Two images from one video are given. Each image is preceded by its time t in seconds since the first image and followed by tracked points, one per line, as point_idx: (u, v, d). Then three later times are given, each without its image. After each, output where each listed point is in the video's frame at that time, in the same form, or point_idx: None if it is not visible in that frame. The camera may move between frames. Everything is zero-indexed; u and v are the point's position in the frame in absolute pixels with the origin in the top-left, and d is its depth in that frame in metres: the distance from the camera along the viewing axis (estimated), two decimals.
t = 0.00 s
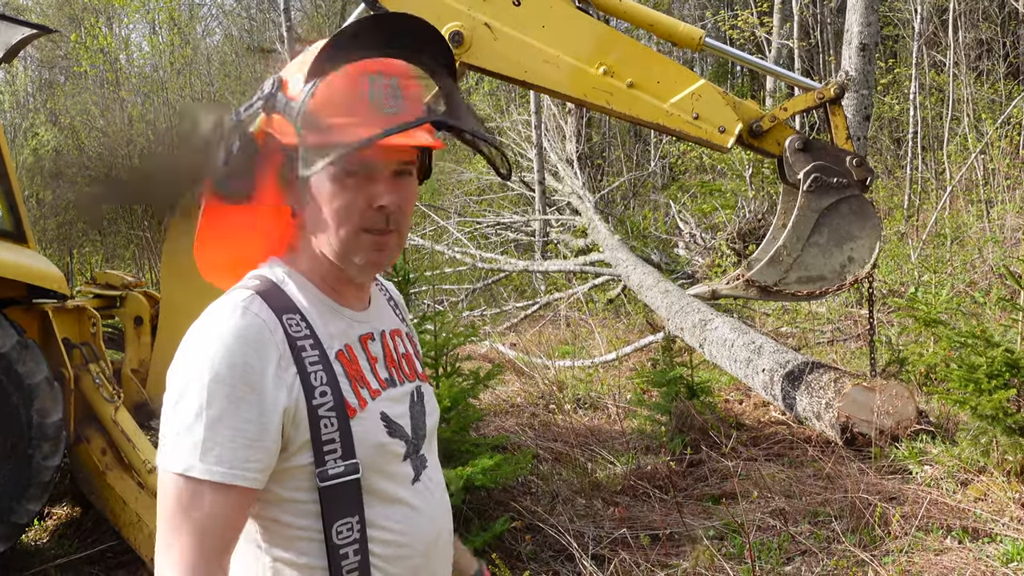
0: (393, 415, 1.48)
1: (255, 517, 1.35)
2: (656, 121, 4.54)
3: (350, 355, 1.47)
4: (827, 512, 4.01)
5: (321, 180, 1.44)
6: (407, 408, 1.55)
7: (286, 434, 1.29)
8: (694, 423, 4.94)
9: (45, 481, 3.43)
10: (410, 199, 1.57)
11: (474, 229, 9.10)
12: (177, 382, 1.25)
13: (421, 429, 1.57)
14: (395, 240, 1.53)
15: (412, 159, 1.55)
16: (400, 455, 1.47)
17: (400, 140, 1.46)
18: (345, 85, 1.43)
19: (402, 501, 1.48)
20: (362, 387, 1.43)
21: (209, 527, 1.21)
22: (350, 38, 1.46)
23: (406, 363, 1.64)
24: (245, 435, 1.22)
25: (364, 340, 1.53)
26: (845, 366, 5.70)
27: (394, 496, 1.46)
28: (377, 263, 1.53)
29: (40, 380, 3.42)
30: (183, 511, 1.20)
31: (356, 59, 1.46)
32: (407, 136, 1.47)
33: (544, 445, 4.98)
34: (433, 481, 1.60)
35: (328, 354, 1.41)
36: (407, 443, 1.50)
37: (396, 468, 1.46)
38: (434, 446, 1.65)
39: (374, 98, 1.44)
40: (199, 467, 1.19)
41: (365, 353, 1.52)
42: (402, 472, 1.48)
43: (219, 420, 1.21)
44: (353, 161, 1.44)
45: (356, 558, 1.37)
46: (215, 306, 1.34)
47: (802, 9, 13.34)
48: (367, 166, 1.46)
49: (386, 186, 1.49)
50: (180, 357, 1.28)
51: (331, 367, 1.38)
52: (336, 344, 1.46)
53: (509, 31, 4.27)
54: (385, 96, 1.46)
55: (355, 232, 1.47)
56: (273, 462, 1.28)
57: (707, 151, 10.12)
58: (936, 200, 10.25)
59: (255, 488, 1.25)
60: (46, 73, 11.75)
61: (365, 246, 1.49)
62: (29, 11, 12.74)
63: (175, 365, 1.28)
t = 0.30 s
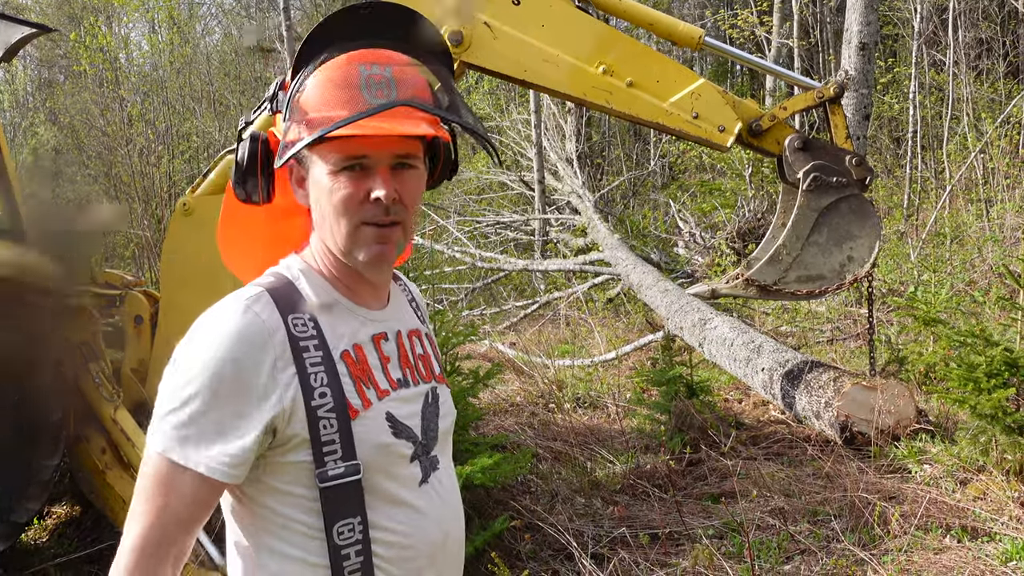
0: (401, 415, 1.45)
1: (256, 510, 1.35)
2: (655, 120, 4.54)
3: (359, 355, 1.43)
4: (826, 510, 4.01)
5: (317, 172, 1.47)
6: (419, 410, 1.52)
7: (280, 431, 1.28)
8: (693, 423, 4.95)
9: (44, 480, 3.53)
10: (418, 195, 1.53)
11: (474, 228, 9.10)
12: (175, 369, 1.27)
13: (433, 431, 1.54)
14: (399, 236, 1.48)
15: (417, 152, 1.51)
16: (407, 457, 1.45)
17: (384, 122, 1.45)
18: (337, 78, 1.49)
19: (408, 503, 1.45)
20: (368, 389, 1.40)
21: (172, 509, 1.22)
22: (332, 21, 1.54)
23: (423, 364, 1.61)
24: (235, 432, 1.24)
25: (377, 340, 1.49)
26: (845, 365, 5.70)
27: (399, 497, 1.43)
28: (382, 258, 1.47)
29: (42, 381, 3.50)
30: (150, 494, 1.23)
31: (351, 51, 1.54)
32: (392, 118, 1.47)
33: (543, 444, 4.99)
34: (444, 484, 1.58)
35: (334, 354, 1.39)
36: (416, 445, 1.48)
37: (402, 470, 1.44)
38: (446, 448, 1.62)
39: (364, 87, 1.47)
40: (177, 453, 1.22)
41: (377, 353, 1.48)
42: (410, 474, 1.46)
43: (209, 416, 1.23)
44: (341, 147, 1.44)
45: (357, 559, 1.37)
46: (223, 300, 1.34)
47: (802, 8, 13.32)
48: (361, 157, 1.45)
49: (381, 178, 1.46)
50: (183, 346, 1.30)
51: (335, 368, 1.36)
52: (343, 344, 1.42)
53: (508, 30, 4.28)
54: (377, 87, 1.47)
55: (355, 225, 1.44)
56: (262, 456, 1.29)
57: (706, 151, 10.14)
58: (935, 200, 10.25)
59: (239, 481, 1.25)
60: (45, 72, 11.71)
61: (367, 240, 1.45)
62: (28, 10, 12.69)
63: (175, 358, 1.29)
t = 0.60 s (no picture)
0: (402, 419, 1.46)
1: (259, 516, 1.35)
2: (655, 120, 4.54)
3: (361, 356, 1.44)
4: (825, 510, 4.03)
5: (327, 170, 1.47)
6: (422, 414, 1.52)
7: (284, 432, 1.29)
8: (693, 423, 4.97)
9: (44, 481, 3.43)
10: (426, 197, 1.54)
11: (473, 228, 9.12)
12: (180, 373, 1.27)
13: (438, 436, 1.54)
14: (407, 237, 1.49)
15: (426, 153, 1.52)
16: (409, 461, 1.45)
17: (402, 123, 1.46)
18: (350, 76, 1.50)
19: (409, 508, 1.45)
20: (370, 391, 1.41)
21: (199, 524, 1.23)
22: (352, 16, 1.53)
23: (426, 367, 1.60)
24: (241, 434, 1.24)
25: (378, 342, 1.50)
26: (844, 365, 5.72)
27: (399, 501, 1.43)
28: (389, 260, 1.47)
29: (41, 379, 3.43)
30: (174, 504, 1.23)
31: (366, 49, 1.55)
32: (411, 119, 1.47)
33: (543, 444, 5.00)
34: (447, 491, 1.57)
35: (337, 356, 1.40)
36: (418, 449, 1.48)
37: (404, 475, 1.44)
38: (452, 454, 1.62)
39: (378, 87, 1.48)
40: (190, 460, 1.22)
41: (378, 355, 1.48)
42: (411, 479, 1.46)
43: (216, 417, 1.23)
44: (354, 146, 1.45)
45: (356, 565, 1.36)
46: (226, 301, 1.35)
47: (802, 8, 13.34)
48: (372, 158, 1.46)
49: (392, 178, 1.47)
50: (187, 349, 1.30)
51: (337, 368, 1.37)
52: (345, 344, 1.43)
53: (509, 31, 4.29)
54: (390, 87, 1.48)
55: (362, 225, 1.44)
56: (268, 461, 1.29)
57: (705, 151, 10.16)
58: (934, 200, 10.27)
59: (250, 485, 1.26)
60: (45, 72, 11.70)
61: (375, 240, 1.45)
62: (28, 10, 12.66)
63: (183, 359, 1.29)
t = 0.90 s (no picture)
0: (399, 432, 1.45)
1: (253, 532, 1.35)
2: (654, 121, 4.55)
3: (358, 366, 1.44)
4: (824, 511, 4.03)
5: (325, 172, 1.47)
6: (421, 428, 1.51)
7: (278, 441, 1.28)
8: (692, 423, 5.05)
9: (45, 481, 3.41)
10: (426, 204, 1.52)
11: (473, 228, 9.12)
12: (175, 379, 1.27)
13: (437, 449, 1.53)
14: (404, 244, 1.48)
15: (427, 158, 1.50)
16: (406, 475, 1.44)
17: (398, 125, 1.44)
18: (351, 76, 1.49)
19: (404, 524, 1.44)
20: (366, 402, 1.41)
21: (199, 534, 1.23)
22: (349, 15, 1.53)
23: (427, 378, 1.60)
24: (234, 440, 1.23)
25: (376, 352, 1.50)
26: (843, 366, 5.72)
27: (394, 516, 1.43)
28: (386, 267, 1.47)
29: (40, 378, 3.42)
30: (174, 514, 1.22)
31: (370, 49, 1.54)
32: (409, 121, 1.46)
33: (542, 444, 5.01)
34: (446, 504, 1.57)
35: (333, 364, 1.40)
36: (416, 463, 1.47)
37: (401, 489, 1.43)
38: (452, 467, 1.61)
39: (379, 88, 1.46)
40: (184, 470, 1.21)
41: (375, 364, 1.48)
42: (409, 494, 1.45)
43: (208, 423, 1.22)
44: (351, 147, 1.44)
45: None
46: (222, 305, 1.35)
47: (802, 8, 13.34)
48: (370, 160, 1.45)
49: (390, 181, 1.46)
50: (183, 353, 1.30)
51: (333, 378, 1.37)
52: (342, 353, 1.43)
53: (509, 32, 4.29)
54: (392, 89, 1.47)
55: (359, 231, 1.44)
56: (263, 471, 1.28)
57: (705, 152, 10.16)
58: (933, 201, 10.28)
59: (245, 495, 1.26)
60: (45, 72, 11.68)
61: (370, 246, 1.45)
62: (28, 10, 12.65)
63: (180, 363, 1.29)
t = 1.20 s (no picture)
0: (410, 440, 1.42)
1: (263, 530, 1.36)
2: (655, 123, 4.55)
3: (370, 372, 1.42)
4: (825, 513, 4.03)
5: (342, 175, 1.47)
6: (438, 435, 1.49)
7: (282, 447, 1.28)
8: (693, 425, 4.93)
9: (46, 482, 3.40)
10: (444, 206, 1.50)
11: (473, 230, 9.13)
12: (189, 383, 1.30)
13: (452, 456, 1.50)
14: (420, 247, 1.47)
15: (443, 160, 1.48)
16: (416, 483, 1.42)
17: (408, 129, 1.42)
18: (363, 78, 1.45)
19: (411, 531, 1.42)
20: (376, 409, 1.39)
21: (201, 535, 1.24)
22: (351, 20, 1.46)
23: (449, 382, 1.56)
24: (237, 446, 1.24)
25: (391, 357, 1.48)
26: (843, 368, 5.73)
27: (400, 524, 1.40)
28: (402, 271, 1.46)
29: (40, 380, 3.39)
30: (179, 514, 1.25)
31: (387, 49, 1.49)
32: (419, 124, 1.43)
33: (543, 447, 5.01)
34: (461, 511, 1.53)
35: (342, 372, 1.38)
36: (428, 471, 1.44)
37: (411, 497, 1.42)
38: (472, 474, 1.57)
39: (391, 92, 1.44)
40: (191, 473, 1.24)
41: (389, 370, 1.46)
42: (420, 500, 1.44)
43: (213, 428, 1.24)
44: (364, 150, 1.44)
45: None
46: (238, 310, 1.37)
47: (801, 9, 13.36)
48: (382, 163, 1.44)
49: (403, 184, 1.45)
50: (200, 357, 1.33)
51: (341, 385, 1.35)
52: (354, 360, 1.41)
53: (509, 34, 4.30)
54: (405, 92, 1.45)
55: (374, 234, 1.44)
56: (268, 476, 1.29)
57: (705, 154, 10.17)
58: (933, 202, 10.30)
59: (244, 501, 1.26)
60: (45, 74, 11.67)
61: (385, 250, 1.44)
62: (27, 11, 12.65)
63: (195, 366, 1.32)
